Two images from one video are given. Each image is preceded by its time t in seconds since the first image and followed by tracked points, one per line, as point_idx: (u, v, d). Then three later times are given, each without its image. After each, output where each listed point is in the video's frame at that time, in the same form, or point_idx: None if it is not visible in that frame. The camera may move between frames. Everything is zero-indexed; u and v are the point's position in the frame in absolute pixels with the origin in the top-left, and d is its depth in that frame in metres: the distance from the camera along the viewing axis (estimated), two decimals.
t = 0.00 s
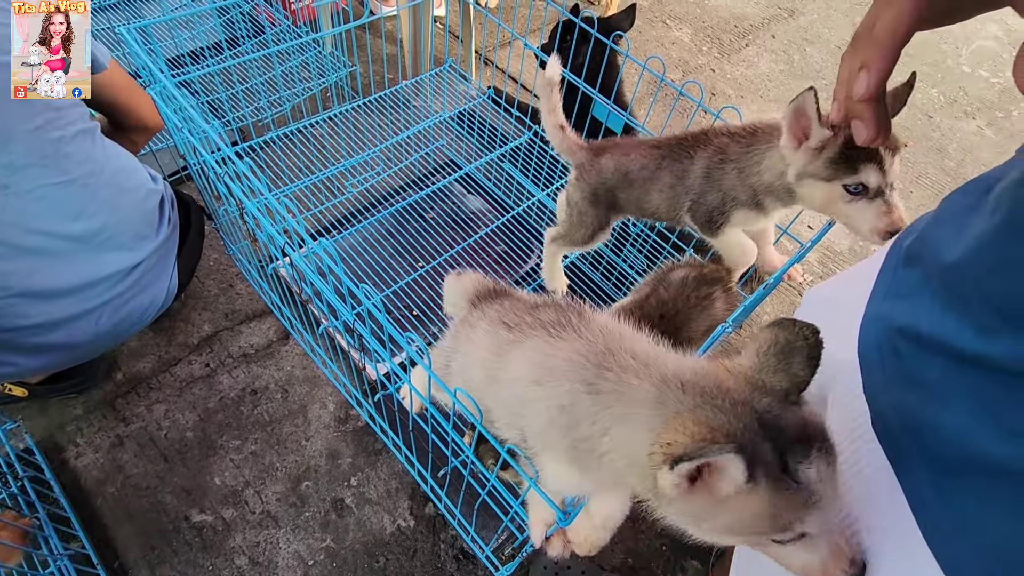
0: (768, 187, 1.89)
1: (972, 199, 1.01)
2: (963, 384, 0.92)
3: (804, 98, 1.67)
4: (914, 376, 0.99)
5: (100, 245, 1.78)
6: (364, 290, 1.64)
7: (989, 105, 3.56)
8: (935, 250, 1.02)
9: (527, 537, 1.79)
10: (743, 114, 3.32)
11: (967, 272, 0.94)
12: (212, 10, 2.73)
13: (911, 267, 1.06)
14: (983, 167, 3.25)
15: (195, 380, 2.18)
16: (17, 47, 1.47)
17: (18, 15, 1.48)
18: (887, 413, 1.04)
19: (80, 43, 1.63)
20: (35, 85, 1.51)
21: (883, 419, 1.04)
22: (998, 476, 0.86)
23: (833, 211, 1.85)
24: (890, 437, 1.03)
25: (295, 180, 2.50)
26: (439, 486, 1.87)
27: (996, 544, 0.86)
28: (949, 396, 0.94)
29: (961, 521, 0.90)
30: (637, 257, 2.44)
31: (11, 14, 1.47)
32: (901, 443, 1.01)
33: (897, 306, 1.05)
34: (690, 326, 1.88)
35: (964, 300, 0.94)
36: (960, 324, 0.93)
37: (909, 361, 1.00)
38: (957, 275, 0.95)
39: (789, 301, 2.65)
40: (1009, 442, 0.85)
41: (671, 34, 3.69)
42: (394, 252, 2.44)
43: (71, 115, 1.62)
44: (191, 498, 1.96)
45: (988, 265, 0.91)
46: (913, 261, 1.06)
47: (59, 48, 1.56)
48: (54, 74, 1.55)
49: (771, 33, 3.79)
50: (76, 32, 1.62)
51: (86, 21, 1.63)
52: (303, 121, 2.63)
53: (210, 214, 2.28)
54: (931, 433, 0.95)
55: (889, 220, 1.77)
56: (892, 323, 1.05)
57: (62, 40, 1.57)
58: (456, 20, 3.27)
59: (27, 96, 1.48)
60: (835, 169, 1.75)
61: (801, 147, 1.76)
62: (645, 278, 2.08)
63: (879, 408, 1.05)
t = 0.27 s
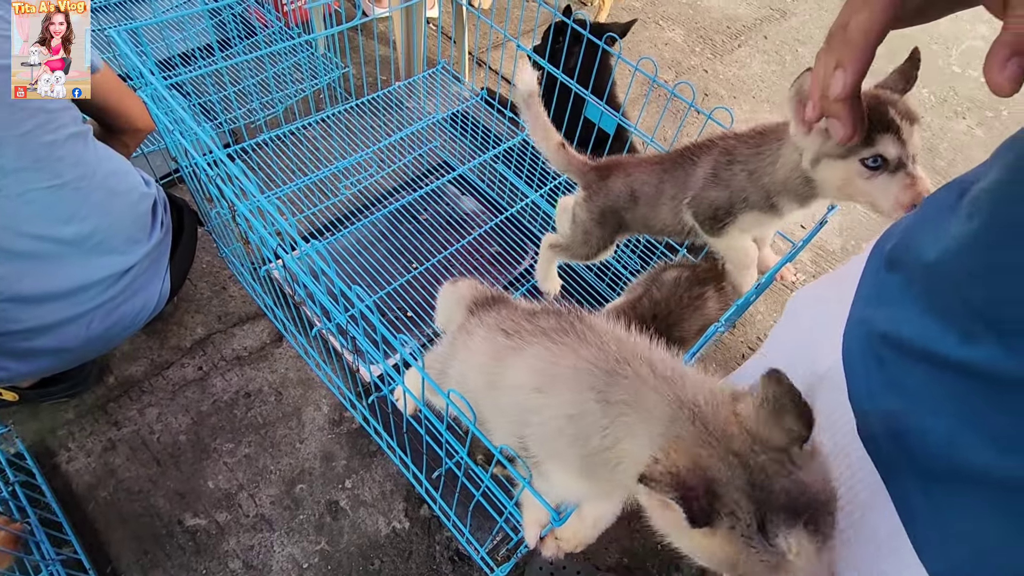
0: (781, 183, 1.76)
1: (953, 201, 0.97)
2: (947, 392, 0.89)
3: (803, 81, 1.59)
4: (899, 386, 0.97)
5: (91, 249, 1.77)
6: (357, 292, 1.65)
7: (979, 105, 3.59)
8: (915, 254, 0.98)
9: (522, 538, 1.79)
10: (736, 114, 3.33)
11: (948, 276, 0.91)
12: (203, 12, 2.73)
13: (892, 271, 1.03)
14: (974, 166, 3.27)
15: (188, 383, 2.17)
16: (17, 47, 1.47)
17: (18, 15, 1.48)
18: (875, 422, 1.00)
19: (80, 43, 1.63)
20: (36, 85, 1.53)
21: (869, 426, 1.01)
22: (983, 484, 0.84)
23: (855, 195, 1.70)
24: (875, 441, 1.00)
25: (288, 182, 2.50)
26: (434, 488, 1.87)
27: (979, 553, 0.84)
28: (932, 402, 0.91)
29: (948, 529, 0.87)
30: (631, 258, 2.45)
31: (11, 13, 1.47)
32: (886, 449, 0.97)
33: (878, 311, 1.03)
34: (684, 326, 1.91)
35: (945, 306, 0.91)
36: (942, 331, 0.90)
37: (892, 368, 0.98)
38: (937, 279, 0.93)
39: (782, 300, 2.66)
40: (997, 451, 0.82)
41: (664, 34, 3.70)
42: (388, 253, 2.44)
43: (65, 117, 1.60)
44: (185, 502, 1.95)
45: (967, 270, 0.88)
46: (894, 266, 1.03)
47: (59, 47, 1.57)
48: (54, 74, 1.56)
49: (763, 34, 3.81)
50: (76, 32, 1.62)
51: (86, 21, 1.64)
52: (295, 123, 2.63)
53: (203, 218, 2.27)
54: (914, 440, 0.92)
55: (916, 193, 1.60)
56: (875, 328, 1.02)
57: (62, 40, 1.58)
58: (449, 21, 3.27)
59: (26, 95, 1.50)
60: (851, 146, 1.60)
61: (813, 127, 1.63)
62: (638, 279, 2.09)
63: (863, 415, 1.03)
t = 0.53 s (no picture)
0: (773, 174, 1.75)
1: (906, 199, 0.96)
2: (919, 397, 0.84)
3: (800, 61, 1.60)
4: (866, 389, 0.91)
5: (78, 253, 1.77)
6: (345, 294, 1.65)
7: (966, 107, 3.63)
8: (874, 255, 0.95)
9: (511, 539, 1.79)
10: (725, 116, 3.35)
11: (905, 274, 0.87)
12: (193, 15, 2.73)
13: (855, 273, 0.99)
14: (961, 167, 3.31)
15: (177, 387, 2.16)
16: (16, 48, 1.47)
17: (17, 15, 1.49)
18: (840, 423, 0.95)
19: (80, 43, 1.61)
20: (35, 86, 1.54)
21: (834, 428, 0.96)
22: (964, 483, 0.79)
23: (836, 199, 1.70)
24: (840, 444, 0.96)
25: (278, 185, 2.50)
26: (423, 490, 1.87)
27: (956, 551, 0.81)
28: (900, 403, 0.86)
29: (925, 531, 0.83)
30: (620, 260, 2.46)
31: (10, 14, 1.48)
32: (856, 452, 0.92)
33: (845, 314, 0.98)
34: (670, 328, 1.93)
35: (911, 303, 0.86)
36: (908, 330, 0.86)
37: (859, 373, 0.93)
38: (896, 279, 0.88)
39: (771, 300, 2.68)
40: (973, 455, 0.77)
41: (655, 37, 3.73)
42: (378, 256, 2.44)
43: (54, 121, 1.59)
44: (174, 505, 1.95)
45: (920, 267, 0.85)
46: (857, 267, 0.99)
47: (59, 48, 1.56)
48: (54, 74, 1.56)
49: (753, 37, 3.84)
50: (76, 32, 1.59)
51: (86, 21, 1.60)
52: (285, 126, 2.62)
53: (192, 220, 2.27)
54: (885, 444, 0.87)
55: (873, 204, 1.60)
56: (841, 332, 0.97)
57: (62, 40, 1.56)
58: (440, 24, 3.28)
59: (26, 96, 1.51)
60: (826, 141, 1.61)
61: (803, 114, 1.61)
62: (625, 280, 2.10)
63: (829, 419, 0.98)
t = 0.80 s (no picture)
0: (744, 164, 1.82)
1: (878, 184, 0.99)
2: (866, 365, 0.89)
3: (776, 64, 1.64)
4: (823, 360, 0.96)
5: (69, 247, 1.78)
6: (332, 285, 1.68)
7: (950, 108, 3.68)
8: (842, 232, 0.99)
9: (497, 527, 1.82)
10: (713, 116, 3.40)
11: (864, 248, 0.91)
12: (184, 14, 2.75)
13: (825, 252, 1.04)
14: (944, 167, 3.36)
15: (168, 381, 2.18)
16: (17, 48, 1.50)
17: (17, 16, 1.51)
18: (800, 398, 0.99)
19: (80, 43, 1.62)
20: (36, 85, 1.58)
21: (793, 400, 1.00)
22: (899, 446, 0.83)
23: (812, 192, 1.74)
24: (801, 418, 0.99)
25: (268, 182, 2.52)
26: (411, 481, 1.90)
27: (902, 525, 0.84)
28: (852, 371, 0.91)
29: (868, 496, 0.88)
30: (607, 256, 2.50)
31: (11, 14, 1.51)
32: (811, 423, 0.97)
33: (810, 289, 1.03)
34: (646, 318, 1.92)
35: (862, 275, 0.91)
36: (858, 300, 0.90)
37: (818, 343, 0.98)
38: (856, 253, 0.93)
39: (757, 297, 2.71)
40: (909, 415, 0.81)
41: (644, 38, 3.77)
42: (368, 252, 2.47)
43: (46, 117, 1.61)
44: (164, 498, 1.96)
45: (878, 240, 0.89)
46: (828, 246, 1.04)
47: (59, 48, 1.58)
48: (55, 74, 1.61)
49: (742, 38, 3.89)
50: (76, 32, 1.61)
51: (86, 21, 1.61)
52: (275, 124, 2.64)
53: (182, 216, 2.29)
54: (835, 409, 0.91)
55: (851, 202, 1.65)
56: (804, 305, 1.03)
57: (62, 40, 1.58)
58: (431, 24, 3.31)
59: (26, 95, 1.55)
60: (804, 143, 1.66)
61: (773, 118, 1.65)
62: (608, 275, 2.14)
63: (789, 388, 1.02)
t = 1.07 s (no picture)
0: (758, 165, 1.85)
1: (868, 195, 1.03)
2: (867, 369, 0.90)
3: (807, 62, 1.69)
4: (822, 363, 0.96)
5: (62, 249, 1.77)
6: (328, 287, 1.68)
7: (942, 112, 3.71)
8: (837, 239, 1.01)
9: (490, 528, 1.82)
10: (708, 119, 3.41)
11: (863, 254, 0.92)
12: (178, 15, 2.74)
13: (824, 258, 1.04)
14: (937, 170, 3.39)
15: (162, 383, 2.17)
16: (18, 47, 1.53)
17: (18, 15, 1.54)
18: (798, 398, 0.98)
19: (80, 43, 1.64)
20: (35, 85, 1.60)
21: (791, 400, 1.00)
22: (902, 447, 0.85)
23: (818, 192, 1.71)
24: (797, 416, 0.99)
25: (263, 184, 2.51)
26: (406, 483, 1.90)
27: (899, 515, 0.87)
28: (853, 375, 0.92)
29: (876, 502, 0.89)
30: (601, 257, 2.50)
31: (12, 13, 1.53)
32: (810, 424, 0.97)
33: (809, 294, 1.03)
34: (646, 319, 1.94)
35: (861, 282, 0.92)
36: (858, 306, 0.91)
37: (817, 348, 0.97)
38: (856, 259, 0.94)
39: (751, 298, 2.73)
40: (915, 418, 0.83)
41: (639, 41, 3.78)
42: (362, 255, 2.46)
43: (40, 118, 1.60)
44: (157, 500, 1.95)
45: (874, 250, 0.91)
46: (825, 252, 1.04)
47: (59, 47, 1.60)
48: (54, 74, 1.62)
49: (736, 42, 3.91)
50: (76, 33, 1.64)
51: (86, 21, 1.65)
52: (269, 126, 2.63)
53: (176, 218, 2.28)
54: (836, 412, 0.92)
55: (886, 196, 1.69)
56: (803, 309, 1.02)
57: (61, 40, 1.61)
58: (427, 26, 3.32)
59: (26, 95, 1.58)
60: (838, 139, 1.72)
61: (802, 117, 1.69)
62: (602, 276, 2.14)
63: (787, 389, 1.01)
